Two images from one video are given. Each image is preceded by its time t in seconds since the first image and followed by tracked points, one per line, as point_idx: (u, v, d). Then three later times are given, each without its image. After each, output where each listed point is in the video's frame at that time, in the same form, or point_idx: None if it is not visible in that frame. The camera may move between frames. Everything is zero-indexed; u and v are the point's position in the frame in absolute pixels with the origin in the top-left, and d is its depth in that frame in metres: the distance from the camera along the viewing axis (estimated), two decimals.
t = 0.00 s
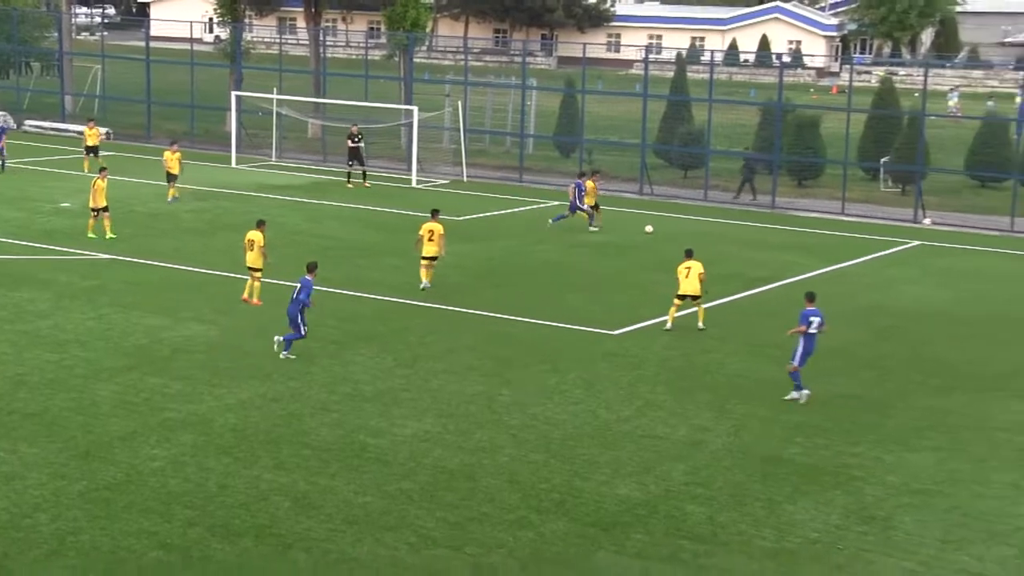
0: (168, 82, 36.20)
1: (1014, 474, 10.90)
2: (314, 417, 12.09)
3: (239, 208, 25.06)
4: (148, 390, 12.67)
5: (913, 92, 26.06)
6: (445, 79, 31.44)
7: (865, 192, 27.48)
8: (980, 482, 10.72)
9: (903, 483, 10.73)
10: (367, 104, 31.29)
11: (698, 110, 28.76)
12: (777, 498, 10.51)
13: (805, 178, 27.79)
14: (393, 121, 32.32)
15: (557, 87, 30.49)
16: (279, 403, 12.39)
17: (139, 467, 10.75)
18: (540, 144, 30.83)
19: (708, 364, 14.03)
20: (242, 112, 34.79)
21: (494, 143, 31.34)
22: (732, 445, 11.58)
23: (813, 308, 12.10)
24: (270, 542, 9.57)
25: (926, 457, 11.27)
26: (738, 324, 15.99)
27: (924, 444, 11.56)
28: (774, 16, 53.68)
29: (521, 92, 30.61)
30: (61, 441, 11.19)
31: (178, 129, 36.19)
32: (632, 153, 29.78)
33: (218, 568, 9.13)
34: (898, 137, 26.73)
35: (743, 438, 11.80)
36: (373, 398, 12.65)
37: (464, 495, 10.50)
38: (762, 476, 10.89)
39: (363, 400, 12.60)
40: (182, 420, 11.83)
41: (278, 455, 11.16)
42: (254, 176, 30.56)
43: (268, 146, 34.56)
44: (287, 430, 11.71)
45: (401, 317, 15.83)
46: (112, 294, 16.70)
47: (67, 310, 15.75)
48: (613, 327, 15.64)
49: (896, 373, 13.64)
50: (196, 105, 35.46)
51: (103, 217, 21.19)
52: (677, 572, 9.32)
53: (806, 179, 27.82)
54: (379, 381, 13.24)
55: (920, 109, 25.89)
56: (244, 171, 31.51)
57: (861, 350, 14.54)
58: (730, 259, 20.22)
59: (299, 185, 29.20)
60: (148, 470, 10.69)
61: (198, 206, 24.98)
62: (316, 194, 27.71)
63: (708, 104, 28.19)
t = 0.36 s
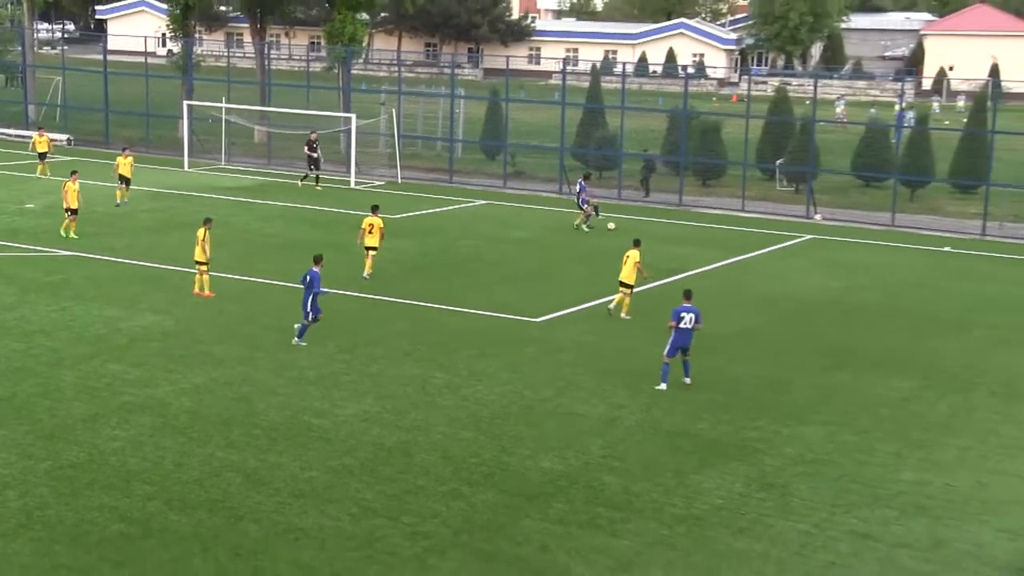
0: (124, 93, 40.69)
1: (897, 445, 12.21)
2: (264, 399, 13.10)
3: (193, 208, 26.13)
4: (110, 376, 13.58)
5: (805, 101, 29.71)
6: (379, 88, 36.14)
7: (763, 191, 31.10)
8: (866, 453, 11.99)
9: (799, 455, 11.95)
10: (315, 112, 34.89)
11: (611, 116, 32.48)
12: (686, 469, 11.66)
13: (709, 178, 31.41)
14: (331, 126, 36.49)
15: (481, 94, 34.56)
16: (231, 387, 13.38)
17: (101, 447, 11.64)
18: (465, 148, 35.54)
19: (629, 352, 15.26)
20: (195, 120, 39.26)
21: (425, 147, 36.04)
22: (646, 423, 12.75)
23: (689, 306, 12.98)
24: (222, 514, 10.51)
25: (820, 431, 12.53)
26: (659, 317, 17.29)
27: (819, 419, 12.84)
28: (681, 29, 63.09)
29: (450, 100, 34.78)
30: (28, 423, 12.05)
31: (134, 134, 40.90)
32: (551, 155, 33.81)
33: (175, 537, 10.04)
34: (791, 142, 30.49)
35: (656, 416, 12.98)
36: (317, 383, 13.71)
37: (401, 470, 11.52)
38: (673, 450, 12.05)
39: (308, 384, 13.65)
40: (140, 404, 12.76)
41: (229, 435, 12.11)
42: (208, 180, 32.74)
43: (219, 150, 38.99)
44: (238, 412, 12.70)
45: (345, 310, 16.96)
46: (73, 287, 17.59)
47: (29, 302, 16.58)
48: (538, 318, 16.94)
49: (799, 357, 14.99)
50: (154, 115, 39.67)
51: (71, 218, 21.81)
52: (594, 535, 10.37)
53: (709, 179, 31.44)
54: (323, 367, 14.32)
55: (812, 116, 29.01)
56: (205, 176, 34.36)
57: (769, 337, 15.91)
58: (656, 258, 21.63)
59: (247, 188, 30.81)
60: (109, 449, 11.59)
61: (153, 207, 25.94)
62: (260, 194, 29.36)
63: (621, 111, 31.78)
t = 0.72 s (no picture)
0: (124, 104, 42.96)
1: (827, 423, 13.48)
2: (250, 383, 14.23)
3: (178, 208, 27.25)
4: (109, 363, 14.66)
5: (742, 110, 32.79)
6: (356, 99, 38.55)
7: (703, 192, 34.09)
8: (799, 431, 13.24)
9: (738, 433, 13.17)
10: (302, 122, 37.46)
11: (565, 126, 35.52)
12: (636, 445, 12.86)
13: (654, 181, 34.76)
14: (311, 134, 38.58)
15: (449, 105, 36.99)
16: (221, 372, 14.52)
17: (103, 428, 12.72)
18: (435, 154, 37.83)
19: (588, 342, 16.48)
20: (187, 128, 41.51)
21: (397, 153, 38.56)
22: (601, 406, 13.95)
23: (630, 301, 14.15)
24: (213, 488, 11.59)
25: (758, 412, 13.78)
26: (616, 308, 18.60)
27: (758, 402, 14.09)
28: (627, 46, 71.20)
29: (419, 110, 37.20)
30: (35, 406, 13.11)
31: (132, 142, 43.00)
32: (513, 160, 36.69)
33: (170, 509, 11.11)
34: (730, 148, 33.37)
35: (610, 399, 14.18)
36: (300, 368, 14.87)
37: (375, 448, 12.65)
38: (624, 429, 13.25)
39: (291, 369, 14.81)
40: (137, 388, 13.84)
41: (220, 415, 13.22)
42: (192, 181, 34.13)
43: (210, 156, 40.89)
44: (227, 395, 13.81)
45: (324, 301, 18.16)
46: (70, 282, 18.65)
47: (29, 296, 17.61)
48: (501, 310, 18.19)
49: (742, 347, 16.30)
50: (150, 124, 42.20)
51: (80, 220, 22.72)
52: (552, 505, 11.49)
53: (655, 182, 34.80)
54: (305, 352, 15.51)
55: (746, 125, 32.33)
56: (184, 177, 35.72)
57: (717, 330, 17.21)
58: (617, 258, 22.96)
59: (230, 189, 32.11)
60: (110, 429, 12.68)
61: (146, 208, 27.09)
62: (241, 195, 30.57)
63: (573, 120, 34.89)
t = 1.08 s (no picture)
0: (144, 108, 43.57)
1: (814, 412, 14.10)
2: (264, 373, 14.87)
3: (191, 207, 27.93)
4: (129, 354, 15.29)
5: (733, 113, 33.90)
6: (365, 104, 39.12)
7: (695, 192, 34.76)
8: (788, 420, 13.86)
9: (730, 422, 13.80)
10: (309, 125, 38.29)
11: (565, 128, 36.19)
12: (632, 434, 13.48)
13: (650, 182, 35.68)
14: (322, 137, 39.56)
15: (454, 110, 37.73)
16: (236, 363, 15.16)
17: (125, 416, 13.34)
18: (440, 156, 38.52)
19: (586, 335, 17.11)
20: (205, 131, 42.02)
21: (405, 155, 39.24)
22: (599, 396, 14.58)
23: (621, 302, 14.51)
24: (230, 474, 12.22)
25: (749, 401, 14.40)
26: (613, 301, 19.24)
27: (749, 392, 14.73)
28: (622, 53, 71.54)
29: (426, 114, 38.09)
30: (60, 396, 13.76)
31: (152, 145, 43.84)
32: (514, 162, 37.51)
33: (190, 493, 11.73)
34: (721, 151, 34.06)
35: (608, 390, 14.81)
36: (311, 359, 15.52)
37: (383, 436, 13.28)
38: (620, 419, 13.88)
39: (303, 360, 15.45)
40: (157, 378, 14.47)
41: (235, 405, 13.86)
42: (206, 181, 34.94)
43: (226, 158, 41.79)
44: (242, 385, 14.45)
45: (333, 295, 18.82)
46: (91, 277, 19.31)
47: (52, 291, 18.26)
48: (502, 304, 18.84)
49: (734, 339, 16.92)
50: (170, 127, 42.88)
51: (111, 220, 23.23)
52: (553, 490, 12.11)
53: (651, 182, 35.71)
54: (315, 344, 16.15)
55: (737, 129, 33.13)
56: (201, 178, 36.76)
57: (711, 324, 17.84)
58: (616, 256, 23.60)
59: (243, 189, 32.85)
60: (131, 418, 13.31)
61: (166, 207, 27.66)
62: (254, 194, 31.42)
63: (572, 124, 35.61)
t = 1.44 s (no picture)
0: (136, 107, 43.34)
1: (807, 408, 14.16)
2: (257, 372, 14.84)
3: (184, 206, 27.83)
4: (122, 354, 15.23)
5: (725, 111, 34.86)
6: (359, 102, 38.96)
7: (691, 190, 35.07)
8: (780, 416, 13.92)
9: (723, 419, 13.85)
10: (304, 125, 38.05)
11: (559, 126, 36.15)
12: (626, 432, 13.50)
13: (643, 180, 35.55)
14: (316, 137, 40.17)
15: (448, 108, 37.65)
16: (229, 363, 15.12)
17: (117, 416, 13.30)
18: (434, 154, 38.49)
19: (579, 333, 17.14)
20: (198, 131, 42.18)
21: (398, 154, 39.16)
22: (593, 394, 14.60)
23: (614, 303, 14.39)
24: (223, 473, 12.18)
25: (742, 399, 14.46)
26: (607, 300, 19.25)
27: (742, 389, 14.78)
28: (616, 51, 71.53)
29: (419, 112, 38.12)
30: (52, 396, 13.69)
31: (145, 144, 43.79)
32: (507, 161, 37.35)
33: (182, 493, 11.69)
34: (713, 147, 34.12)
35: (601, 387, 14.83)
36: (305, 358, 15.48)
37: (377, 434, 13.27)
38: (614, 416, 13.92)
39: (296, 359, 15.41)
40: (149, 378, 14.43)
41: (229, 404, 13.82)
42: (198, 180, 34.83)
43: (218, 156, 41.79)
44: (235, 384, 14.40)
45: (326, 294, 18.77)
46: (83, 276, 19.22)
47: (44, 290, 18.18)
48: (495, 302, 18.84)
49: (727, 337, 16.98)
50: (162, 125, 42.81)
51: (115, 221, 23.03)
52: (547, 488, 12.13)
53: (644, 181, 35.60)
54: (309, 343, 16.12)
55: (730, 126, 33.16)
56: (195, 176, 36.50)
57: (703, 321, 17.89)
58: (608, 254, 23.65)
59: (236, 188, 32.73)
60: (124, 418, 13.25)
61: (158, 206, 27.55)
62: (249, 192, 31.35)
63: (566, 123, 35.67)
